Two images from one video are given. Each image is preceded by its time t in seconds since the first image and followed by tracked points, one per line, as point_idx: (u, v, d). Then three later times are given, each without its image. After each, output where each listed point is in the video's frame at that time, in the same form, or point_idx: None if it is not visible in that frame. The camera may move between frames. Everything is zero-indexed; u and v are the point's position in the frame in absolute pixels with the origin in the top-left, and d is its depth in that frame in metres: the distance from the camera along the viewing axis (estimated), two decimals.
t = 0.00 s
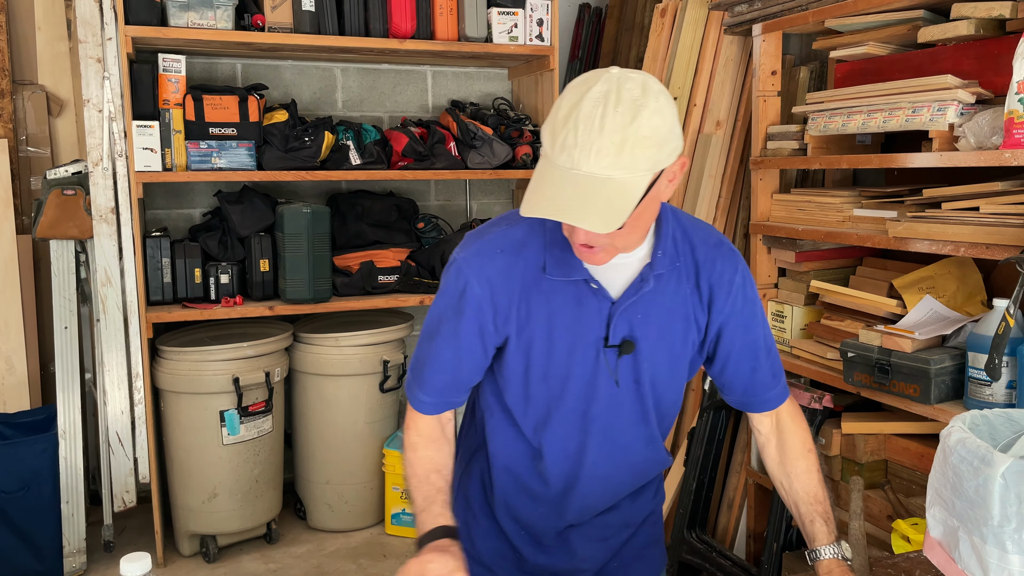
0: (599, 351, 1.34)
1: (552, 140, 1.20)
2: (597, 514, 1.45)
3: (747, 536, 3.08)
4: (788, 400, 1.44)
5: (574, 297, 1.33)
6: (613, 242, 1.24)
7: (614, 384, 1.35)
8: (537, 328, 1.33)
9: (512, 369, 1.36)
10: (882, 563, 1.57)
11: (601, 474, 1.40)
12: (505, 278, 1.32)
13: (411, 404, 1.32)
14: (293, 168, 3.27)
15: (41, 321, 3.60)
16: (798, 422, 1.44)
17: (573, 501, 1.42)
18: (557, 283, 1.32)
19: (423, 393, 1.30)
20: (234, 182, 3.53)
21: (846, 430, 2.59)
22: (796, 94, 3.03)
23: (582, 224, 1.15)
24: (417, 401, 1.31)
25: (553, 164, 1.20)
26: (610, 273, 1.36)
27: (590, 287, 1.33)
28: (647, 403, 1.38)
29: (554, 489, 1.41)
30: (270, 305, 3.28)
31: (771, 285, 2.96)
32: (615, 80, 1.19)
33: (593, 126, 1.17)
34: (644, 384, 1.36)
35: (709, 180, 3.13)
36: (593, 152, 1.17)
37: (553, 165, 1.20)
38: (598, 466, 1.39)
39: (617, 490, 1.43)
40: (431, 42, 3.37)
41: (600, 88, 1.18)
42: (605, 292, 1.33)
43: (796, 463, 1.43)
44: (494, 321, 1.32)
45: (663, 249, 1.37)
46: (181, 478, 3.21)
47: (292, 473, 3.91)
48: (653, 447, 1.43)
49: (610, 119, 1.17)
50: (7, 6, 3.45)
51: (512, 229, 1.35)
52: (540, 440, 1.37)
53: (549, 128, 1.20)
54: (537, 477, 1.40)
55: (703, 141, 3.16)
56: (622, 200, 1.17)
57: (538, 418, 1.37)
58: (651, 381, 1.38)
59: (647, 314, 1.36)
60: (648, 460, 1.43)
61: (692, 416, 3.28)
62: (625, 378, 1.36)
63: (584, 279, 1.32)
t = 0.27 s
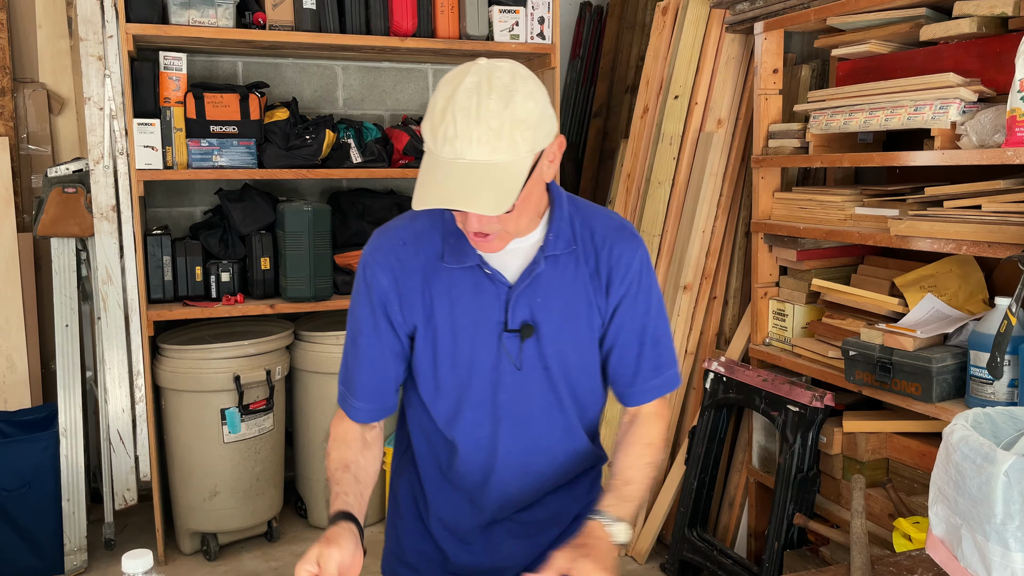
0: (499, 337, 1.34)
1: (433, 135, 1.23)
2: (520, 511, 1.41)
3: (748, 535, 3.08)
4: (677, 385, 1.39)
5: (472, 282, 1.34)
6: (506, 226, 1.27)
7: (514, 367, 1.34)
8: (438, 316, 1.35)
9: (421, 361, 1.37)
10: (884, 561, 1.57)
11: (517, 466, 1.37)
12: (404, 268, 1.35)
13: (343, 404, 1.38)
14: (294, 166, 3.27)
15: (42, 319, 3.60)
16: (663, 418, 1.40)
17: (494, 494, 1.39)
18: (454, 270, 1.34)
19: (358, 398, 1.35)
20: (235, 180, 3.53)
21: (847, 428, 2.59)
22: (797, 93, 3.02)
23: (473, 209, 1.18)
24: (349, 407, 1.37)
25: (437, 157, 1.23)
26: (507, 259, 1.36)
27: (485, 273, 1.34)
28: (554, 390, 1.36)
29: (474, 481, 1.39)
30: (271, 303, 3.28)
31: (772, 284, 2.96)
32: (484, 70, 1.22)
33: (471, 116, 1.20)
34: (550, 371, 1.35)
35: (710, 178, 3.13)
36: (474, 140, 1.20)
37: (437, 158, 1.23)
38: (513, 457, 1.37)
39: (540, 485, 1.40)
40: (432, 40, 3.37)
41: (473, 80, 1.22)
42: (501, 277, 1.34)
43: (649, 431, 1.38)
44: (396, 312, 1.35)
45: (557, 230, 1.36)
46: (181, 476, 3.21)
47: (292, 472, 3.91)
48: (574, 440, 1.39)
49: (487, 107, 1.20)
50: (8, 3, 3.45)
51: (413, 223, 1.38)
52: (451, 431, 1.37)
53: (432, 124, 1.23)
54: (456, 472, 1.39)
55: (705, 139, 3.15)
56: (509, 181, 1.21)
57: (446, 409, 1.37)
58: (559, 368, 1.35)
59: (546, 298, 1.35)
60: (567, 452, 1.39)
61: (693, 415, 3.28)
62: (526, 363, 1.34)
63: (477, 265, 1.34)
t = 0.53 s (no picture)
0: (419, 310, 1.49)
1: (365, 103, 1.34)
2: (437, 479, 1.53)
3: (751, 534, 3.08)
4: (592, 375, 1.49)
5: (396, 258, 1.51)
6: (434, 195, 1.41)
7: (429, 338, 1.49)
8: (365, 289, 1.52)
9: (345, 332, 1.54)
10: (888, 560, 1.58)
11: (433, 433, 1.51)
12: (338, 246, 1.54)
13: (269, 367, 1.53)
14: (298, 165, 3.27)
15: (46, 318, 3.60)
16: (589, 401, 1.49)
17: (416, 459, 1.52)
18: (379, 248, 1.51)
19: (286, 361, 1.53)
20: (239, 179, 3.53)
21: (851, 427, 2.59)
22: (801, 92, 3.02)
23: (409, 164, 1.30)
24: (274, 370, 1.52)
25: (368, 123, 1.34)
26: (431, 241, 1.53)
27: (408, 250, 1.51)
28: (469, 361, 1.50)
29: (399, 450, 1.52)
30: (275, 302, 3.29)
31: (776, 283, 2.96)
32: (409, 44, 1.35)
33: (401, 84, 1.32)
34: (467, 345, 1.49)
35: (714, 177, 3.13)
36: (405, 105, 1.32)
37: (367, 123, 1.33)
38: (433, 421, 1.51)
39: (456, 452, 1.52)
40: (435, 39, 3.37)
41: (399, 52, 1.33)
42: (422, 253, 1.50)
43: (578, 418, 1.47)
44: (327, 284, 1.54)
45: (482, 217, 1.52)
46: (185, 474, 3.21)
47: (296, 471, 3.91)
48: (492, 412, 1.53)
49: (415, 76, 1.32)
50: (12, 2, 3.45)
51: (346, 207, 1.59)
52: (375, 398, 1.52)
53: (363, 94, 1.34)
54: (382, 440, 1.53)
55: (708, 138, 3.15)
56: (440, 142, 1.33)
57: (370, 375, 1.52)
58: (475, 342, 1.49)
59: (466, 276, 1.50)
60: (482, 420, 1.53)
61: (696, 414, 3.28)
62: (445, 336, 1.49)
63: (399, 240, 1.51)
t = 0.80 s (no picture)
0: (410, 304, 1.52)
1: (351, 94, 1.35)
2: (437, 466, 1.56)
3: (755, 534, 3.07)
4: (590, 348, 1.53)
5: (382, 252, 1.52)
6: (424, 181, 1.44)
7: (425, 330, 1.52)
8: (354, 285, 1.52)
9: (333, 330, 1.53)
10: (893, 560, 1.58)
11: (433, 421, 1.56)
12: (319, 242, 1.52)
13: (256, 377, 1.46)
14: (303, 164, 3.27)
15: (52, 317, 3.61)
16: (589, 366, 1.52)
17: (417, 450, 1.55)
18: (364, 243, 1.52)
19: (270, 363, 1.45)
20: (244, 179, 3.54)
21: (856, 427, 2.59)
22: (806, 91, 3.01)
23: (412, 145, 1.34)
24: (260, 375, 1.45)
25: (358, 113, 1.35)
26: (414, 232, 1.55)
27: (392, 243, 1.52)
28: (465, 348, 1.55)
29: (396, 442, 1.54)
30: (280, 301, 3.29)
31: (781, 282, 2.96)
32: (384, 33, 1.37)
33: (385, 72, 1.35)
34: (461, 334, 1.54)
35: (719, 177, 3.12)
36: (393, 93, 1.35)
37: (355, 114, 1.36)
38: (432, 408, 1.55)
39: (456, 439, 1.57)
40: (439, 38, 3.37)
41: (377, 42, 1.36)
42: (408, 246, 1.52)
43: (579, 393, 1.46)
44: (312, 281, 1.51)
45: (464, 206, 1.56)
46: (190, 473, 3.22)
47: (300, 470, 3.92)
48: (486, 399, 1.58)
49: (397, 63, 1.35)
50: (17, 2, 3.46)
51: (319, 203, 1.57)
52: (369, 391, 1.54)
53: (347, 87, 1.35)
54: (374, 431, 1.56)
55: (713, 137, 3.15)
56: (431, 124, 1.37)
57: (364, 369, 1.54)
58: (468, 330, 1.55)
59: (454, 265, 1.54)
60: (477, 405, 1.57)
61: (701, 413, 3.27)
62: (440, 326, 1.53)
63: (384, 234, 1.52)
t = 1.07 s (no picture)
0: (433, 308, 1.54)
1: (391, 109, 1.35)
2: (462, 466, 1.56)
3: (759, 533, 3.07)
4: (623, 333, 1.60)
5: (406, 255, 1.52)
6: (457, 192, 1.44)
7: (450, 333, 1.54)
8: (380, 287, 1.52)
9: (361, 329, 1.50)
10: (897, 559, 1.58)
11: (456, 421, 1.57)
12: (347, 241, 1.50)
13: (299, 368, 1.37)
14: (307, 163, 3.27)
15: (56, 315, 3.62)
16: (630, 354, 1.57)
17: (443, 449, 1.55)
18: (391, 244, 1.51)
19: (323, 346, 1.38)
20: (248, 178, 3.54)
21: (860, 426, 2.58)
22: (811, 89, 3.01)
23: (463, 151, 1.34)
24: (303, 365, 1.37)
25: (401, 128, 1.35)
26: (436, 233, 1.55)
27: (416, 245, 1.53)
28: (488, 347, 1.57)
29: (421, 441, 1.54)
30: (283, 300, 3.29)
31: (785, 281, 2.95)
32: (413, 44, 1.38)
33: (422, 81, 1.35)
34: (482, 336, 1.56)
35: (723, 175, 3.12)
36: (433, 101, 1.35)
37: (398, 126, 1.34)
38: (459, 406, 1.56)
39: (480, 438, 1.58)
40: (443, 37, 3.37)
41: (407, 51, 1.36)
42: (432, 250, 1.53)
43: (635, 383, 1.50)
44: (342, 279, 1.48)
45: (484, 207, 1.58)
46: (194, 471, 3.22)
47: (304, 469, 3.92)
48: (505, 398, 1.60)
49: (432, 71, 1.36)
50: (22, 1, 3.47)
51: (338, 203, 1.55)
52: (394, 391, 1.53)
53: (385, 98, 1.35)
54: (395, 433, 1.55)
55: (717, 136, 3.14)
56: (471, 131, 1.38)
57: (389, 370, 1.53)
58: (490, 332, 1.57)
59: (475, 267, 1.56)
60: (498, 403, 1.59)
61: (705, 412, 3.26)
62: (465, 328, 1.55)
63: (409, 238, 1.52)
